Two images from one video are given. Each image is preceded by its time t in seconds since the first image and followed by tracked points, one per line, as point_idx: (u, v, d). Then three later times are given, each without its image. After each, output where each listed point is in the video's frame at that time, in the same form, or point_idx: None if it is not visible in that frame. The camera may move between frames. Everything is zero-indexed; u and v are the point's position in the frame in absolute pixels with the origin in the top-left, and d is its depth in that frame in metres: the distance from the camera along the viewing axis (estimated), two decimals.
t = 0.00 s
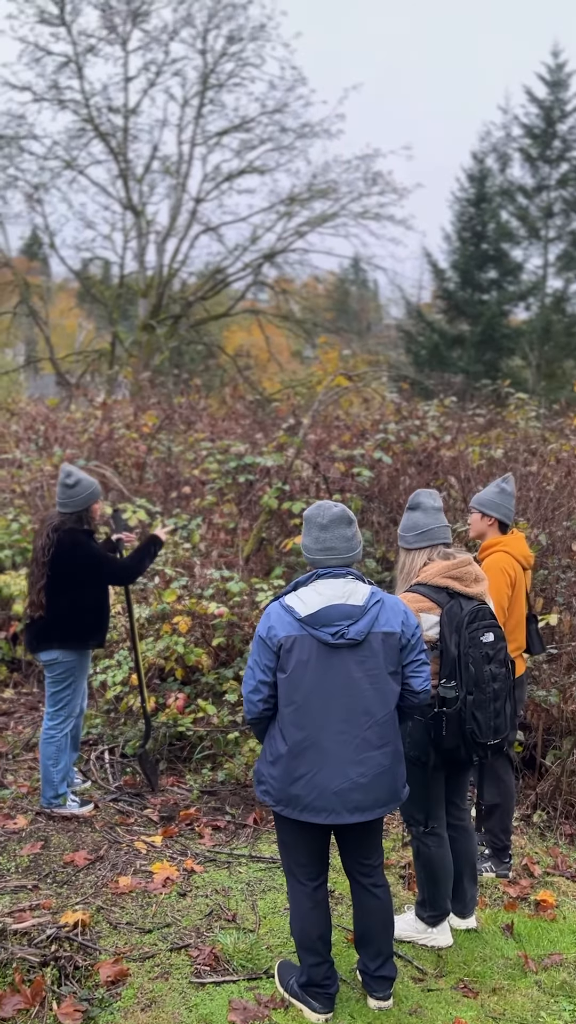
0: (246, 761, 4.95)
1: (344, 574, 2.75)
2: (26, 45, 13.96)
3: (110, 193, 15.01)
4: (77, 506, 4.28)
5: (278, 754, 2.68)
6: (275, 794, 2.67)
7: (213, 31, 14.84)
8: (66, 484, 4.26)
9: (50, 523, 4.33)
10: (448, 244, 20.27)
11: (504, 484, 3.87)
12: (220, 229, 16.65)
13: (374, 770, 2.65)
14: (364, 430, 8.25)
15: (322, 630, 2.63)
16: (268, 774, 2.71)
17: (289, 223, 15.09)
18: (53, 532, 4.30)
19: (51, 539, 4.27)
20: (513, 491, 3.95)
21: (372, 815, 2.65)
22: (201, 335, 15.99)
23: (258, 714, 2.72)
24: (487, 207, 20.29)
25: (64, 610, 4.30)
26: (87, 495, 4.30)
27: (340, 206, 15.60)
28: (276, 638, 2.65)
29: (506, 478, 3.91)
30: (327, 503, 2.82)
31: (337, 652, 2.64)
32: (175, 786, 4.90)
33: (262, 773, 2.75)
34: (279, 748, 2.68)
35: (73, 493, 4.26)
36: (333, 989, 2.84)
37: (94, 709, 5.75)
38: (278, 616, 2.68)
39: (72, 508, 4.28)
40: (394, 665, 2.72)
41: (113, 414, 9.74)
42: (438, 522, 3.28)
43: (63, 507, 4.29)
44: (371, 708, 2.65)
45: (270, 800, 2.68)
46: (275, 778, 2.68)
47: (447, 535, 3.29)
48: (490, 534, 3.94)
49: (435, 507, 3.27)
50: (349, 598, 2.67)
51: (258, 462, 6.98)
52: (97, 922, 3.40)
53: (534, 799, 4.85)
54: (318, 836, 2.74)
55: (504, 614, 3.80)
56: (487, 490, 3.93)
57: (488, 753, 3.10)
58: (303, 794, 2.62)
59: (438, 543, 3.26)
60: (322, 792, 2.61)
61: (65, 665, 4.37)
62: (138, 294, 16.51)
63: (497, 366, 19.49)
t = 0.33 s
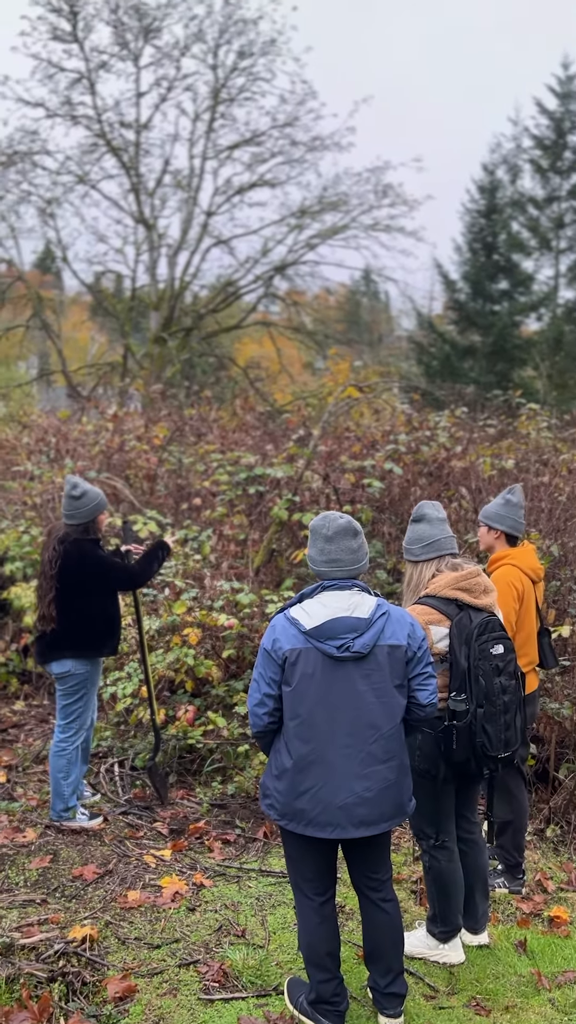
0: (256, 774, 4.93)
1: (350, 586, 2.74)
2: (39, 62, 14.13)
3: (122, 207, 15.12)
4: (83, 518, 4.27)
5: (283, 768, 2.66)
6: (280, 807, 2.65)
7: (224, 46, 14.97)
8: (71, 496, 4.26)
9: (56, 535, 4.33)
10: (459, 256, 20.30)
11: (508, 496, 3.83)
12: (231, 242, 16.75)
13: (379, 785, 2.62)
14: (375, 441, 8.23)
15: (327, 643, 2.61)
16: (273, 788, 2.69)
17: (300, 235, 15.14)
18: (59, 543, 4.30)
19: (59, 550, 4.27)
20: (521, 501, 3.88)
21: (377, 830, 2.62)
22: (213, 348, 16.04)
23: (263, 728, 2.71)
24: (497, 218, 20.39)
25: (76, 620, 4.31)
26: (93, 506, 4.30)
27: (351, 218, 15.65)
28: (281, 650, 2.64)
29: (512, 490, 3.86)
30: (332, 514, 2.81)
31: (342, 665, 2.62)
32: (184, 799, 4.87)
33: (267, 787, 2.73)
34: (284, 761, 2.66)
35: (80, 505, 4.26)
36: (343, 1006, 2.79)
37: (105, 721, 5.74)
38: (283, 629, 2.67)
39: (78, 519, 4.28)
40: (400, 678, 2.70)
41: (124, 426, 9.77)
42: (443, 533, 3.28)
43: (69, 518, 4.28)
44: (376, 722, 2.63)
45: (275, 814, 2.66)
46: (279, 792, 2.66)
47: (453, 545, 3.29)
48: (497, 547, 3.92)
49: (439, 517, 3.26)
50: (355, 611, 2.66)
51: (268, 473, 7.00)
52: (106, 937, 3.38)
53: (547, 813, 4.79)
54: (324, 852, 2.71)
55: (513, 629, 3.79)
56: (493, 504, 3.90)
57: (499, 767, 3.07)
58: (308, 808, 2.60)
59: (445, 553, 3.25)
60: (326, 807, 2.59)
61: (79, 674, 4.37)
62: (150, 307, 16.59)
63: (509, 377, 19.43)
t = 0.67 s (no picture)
0: (264, 783, 4.90)
1: (357, 594, 2.73)
2: (49, 74, 14.25)
3: (131, 217, 15.20)
4: (90, 527, 4.29)
5: (291, 777, 2.65)
6: (288, 817, 2.64)
7: (231, 56, 15.06)
8: (78, 504, 4.28)
9: (64, 544, 4.33)
10: (467, 263, 20.30)
11: (500, 504, 3.85)
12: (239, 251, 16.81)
13: (388, 793, 2.61)
14: (384, 447, 8.21)
15: (334, 651, 2.60)
16: (281, 797, 2.68)
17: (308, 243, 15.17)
18: (68, 553, 4.30)
19: (66, 561, 4.27)
20: (518, 506, 3.90)
21: (387, 838, 2.61)
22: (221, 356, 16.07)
23: (271, 736, 2.70)
24: (505, 225, 20.38)
25: (85, 630, 4.32)
26: (100, 515, 4.31)
27: (359, 226, 15.68)
28: (288, 658, 2.63)
29: (506, 497, 3.88)
30: (336, 524, 2.80)
31: (350, 673, 2.61)
32: (193, 808, 4.85)
33: (276, 796, 2.72)
34: (292, 770, 2.65)
35: (86, 514, 4.27)
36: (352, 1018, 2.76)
37: (113, 730, 5.74)
38: (290, 638, 2.66)
39: (86, 528, 4.29)
40: (408, 686, 2.68)
41: (133, 434, 9.79)
42: (453, 539, 3.27)
43: (76, 527, 4.29)
44: (385, 731, 2.61)
45: (283, 824, 2.65)
46: (287, 801, 2.65)
47: (463, 551, 3.28)
48: (502, 557, 3.95)
49: (449, 524, 3.26)
50: (363, 619, 2.65)
51: (276, 480, 7.01)
52: (114, 947, 3.37)
53: (559, 822, 4.75)
54: (332, 861, 2.70)
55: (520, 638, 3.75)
56: (489, 515, 3.94)
57: (510, 775, 3.05)
58: (316, 818, 2.59)
59: (454, 559, 3.26)
60: (336, 816, 2.57)
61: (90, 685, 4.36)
62: (159, 317, 16.64)
63: (517, 383, 19.38)
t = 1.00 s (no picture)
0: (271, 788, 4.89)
1: (363, 599, 2.73)
2: (53, 82, 14.31)
3: (136, 224, 15.25)
4: (97, 534, 4.29)
5: (299, 783, 2.64)
6: (296, 823, 2.63)
7: (235, 63, 15.12)
8: (85, 511, 4.28)
9: (70, 550, 4.34)
10: (471, 267, 20.30)
11: (501, 506, 3.83)
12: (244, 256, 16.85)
13: (396, 797, 2.60)
14: (389, 451, 8.20)
15: (341, 655, 2.60)
16: (289, 803, 2.67)
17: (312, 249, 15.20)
18: (74, 558, 4.30)
19: (73, 566, 4.27)
20: (520, 506, 3.86)
21: (396, 842, 2.60)
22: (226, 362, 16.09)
23: (278, 741, 2.69)
24: (509, 228, 20.37)
25: (92, 635, 4.31)
26: (107, 522, 4.31)
27: (363, 231, 15.69)
28: (295, 664, 2.63)
29: (507, 499, 3.85)
30: (342, 530, 2.80)
31: (357, 677, 2.60)
32: (199, 814, 4.84)
33: (283, 801, 2.71)
34: (300, 776, 2.64)
35: (93, 521, 4.27)
36: None
37: (120, 735, 5.74)
38: (297, 642, 2.66)
39: (93, 535, 4.29)
40: (415, 690, 2.67)
41: (138, 440, 9.80)
42: (464, 544, 3.27)
43: (82, 534, 4.30)
44: (392, 735, 2.60)
45: (291, 829, 2.64)
46: (295, 807, 2.64)
47: (475, 554, 3.27)
48: (506, 559, 3.95)
49: (461, 529, 3.27)
50: (369, 622, 2.64)
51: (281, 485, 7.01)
52: (121, 954, 3.37)
53: (567, 827, 4.74)
54: (340, 866, 2.68)
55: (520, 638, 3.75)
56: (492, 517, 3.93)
57: (513, 777, 3.03)
58: (325, 823, 2.58)
59: (464, 562, 3.24)
60: (344, 821, 2.56)
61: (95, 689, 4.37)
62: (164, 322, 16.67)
63: (522, 386, 19.39)
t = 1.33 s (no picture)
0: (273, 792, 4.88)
1: (364, 601, 2.73)
2: (52, 87, 14.33)
3: (136, 228, 15.26)
4: (101, 538, 4.28)
5: (300, 786, 2.63)
6: (297, 827, 2.62)
7: (233, 67, 15.15)
8: (90, 516, 4.26)
9: (74, 555, 4.32)
10: (471, 269, 20.32)
11: (499, 508, 3.84)
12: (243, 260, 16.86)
13: (398, 800, 2.59)
14: (389, 453, 8.18)
15: (342, 658, 2.59)
16: (290, 806, 2.66)
17: (311, 252, 15.20)
18: (77, 563, 4.29)
19: (75, 572, 4.26)
20: (518, 507, 3.87)
21: (397, 845, 2.59)
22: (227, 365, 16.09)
23: (279, 744, 2.68)
24: (509, 231, 20.39)
25: (92, 639, 4.30)
26: (112, 527, 4.30)
27: (362, 234, 15.69)
28: (295, 666, 2.62)
29: (504, 501, 3.87)
30: (343, 533, 2.79)
31: (357, 680, 2.59)
32: (201, 819, 4.83)
33: (284, 805, 2.70)
34: (302, 779, 2.63)
35: (98, 526, 4.26)
36: None
37: (121, 740, 5.73)
38: (297, 645, 2.66)
39: (97, 540, 4.28)
40: (416, 692, 2.67)
41: (138, 444, 9.79)
42: (476, 544, 3.29)
43: (87, 539, 4.29)
44: (394, 738, 2.59)
45: (293, 833, 2.63)
46: (297, 811, 2.63)
47: (488, 557, 3.29)
48: (505, 559, 3.95)
49: (473, 529, 3.29)
50: (369, 625, 2.64)
51: (281, 488, 7.01)
52: (123, 960, 3.35)
53: (570, 830, 4.72)
54: (341, 870, 2.67)
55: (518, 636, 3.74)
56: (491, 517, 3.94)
57: (513, 775, 2.99)
58: (326, 826, 2.57)
59: (473, 564, 3.27)
60: (346, 824, 2.55)
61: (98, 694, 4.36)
62: (164, 326, 16.68)
63: (523, 388, 19.38)
